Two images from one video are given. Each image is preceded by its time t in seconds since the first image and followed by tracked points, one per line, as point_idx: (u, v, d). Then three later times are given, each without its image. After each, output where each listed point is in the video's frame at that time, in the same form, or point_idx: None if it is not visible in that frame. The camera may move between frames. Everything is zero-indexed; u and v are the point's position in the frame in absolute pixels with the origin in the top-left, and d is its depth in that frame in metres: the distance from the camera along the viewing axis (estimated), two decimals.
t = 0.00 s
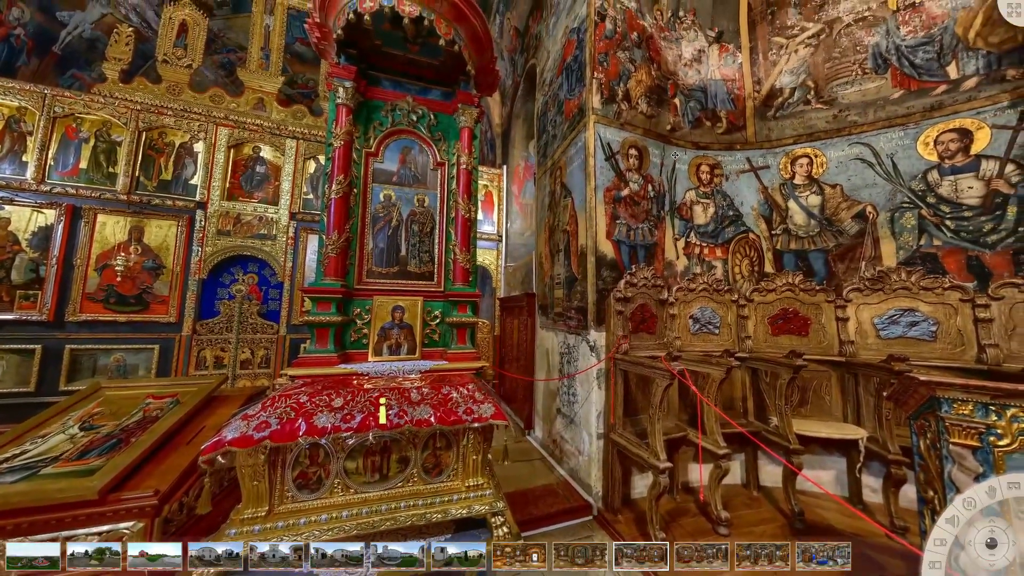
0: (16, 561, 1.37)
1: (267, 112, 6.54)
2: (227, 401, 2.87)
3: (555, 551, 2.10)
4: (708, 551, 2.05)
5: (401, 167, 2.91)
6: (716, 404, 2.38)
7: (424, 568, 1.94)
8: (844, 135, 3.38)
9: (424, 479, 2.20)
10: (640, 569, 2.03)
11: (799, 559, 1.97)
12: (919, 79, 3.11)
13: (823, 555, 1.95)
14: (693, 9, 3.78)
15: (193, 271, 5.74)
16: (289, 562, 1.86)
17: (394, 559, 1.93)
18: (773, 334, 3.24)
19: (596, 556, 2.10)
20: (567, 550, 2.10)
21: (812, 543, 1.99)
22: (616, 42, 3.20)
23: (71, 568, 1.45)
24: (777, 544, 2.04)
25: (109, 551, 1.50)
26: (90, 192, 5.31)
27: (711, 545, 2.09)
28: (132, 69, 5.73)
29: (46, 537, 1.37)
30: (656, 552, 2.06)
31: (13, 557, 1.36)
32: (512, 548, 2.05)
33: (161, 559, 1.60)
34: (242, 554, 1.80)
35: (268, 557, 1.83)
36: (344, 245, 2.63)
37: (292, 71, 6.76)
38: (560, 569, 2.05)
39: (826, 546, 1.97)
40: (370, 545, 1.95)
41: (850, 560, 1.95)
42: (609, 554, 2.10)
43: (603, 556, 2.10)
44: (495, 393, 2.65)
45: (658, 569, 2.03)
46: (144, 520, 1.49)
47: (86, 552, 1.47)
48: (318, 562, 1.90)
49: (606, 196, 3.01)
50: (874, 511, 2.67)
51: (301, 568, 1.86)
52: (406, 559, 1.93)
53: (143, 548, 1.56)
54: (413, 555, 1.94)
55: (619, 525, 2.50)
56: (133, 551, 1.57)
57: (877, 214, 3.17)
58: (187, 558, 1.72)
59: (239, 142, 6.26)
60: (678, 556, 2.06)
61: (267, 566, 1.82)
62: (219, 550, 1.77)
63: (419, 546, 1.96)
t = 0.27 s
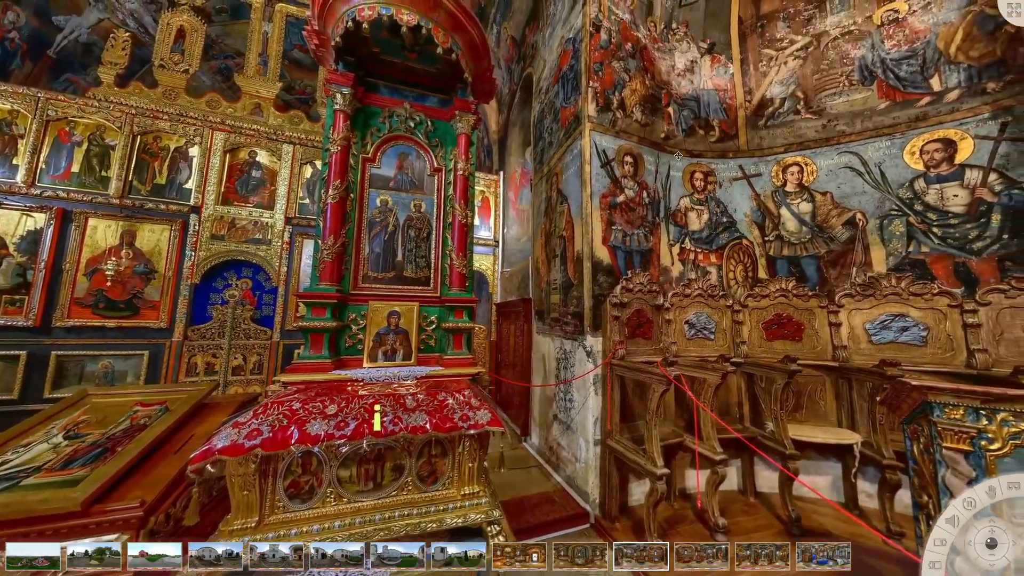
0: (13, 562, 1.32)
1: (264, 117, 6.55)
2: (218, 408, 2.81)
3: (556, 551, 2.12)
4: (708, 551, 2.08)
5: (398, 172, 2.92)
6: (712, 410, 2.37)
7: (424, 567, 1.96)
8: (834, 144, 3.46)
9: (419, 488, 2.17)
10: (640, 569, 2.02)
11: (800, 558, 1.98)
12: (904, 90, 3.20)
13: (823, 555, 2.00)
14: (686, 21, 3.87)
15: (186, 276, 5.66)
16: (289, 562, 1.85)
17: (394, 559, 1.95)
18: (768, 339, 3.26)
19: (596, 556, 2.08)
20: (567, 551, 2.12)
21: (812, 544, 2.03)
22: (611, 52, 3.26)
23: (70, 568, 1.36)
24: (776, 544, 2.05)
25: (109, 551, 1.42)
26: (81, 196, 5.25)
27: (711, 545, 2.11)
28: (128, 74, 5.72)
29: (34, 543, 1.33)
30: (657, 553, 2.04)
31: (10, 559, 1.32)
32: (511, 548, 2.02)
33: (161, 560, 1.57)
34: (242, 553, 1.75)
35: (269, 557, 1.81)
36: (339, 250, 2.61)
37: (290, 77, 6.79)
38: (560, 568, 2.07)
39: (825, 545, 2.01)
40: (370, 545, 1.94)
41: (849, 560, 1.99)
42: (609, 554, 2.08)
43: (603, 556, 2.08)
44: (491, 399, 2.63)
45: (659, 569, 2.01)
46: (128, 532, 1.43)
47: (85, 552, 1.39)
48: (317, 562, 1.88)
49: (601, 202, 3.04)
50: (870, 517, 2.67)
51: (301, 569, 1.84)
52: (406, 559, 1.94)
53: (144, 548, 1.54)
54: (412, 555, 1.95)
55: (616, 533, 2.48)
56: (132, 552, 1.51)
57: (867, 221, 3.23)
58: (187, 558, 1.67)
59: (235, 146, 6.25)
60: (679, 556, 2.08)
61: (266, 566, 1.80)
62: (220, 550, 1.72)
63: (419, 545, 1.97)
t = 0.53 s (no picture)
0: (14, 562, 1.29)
1: (248, 115, 6.39)
2: (194, 416, 2.69)
3: (556, 550, 2.19)
4: (708, 551, 2.16)
5: (386, 174, 2.89)
6: (697, 412, 2.42)
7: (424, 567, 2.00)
8: (810, 155, 3.62)
9: (406, 495, 2.12)
10: (641, 569, 2.11)
11: (800, 558, 2.10)
12: (873, 106, 3.39)
13: (823, 555, 2.10)
14: (671, 34, 4.00)
15: (161, 278, 5.43)
16: (289, 562, 1.88)
17: (394, 559, 1.97)
18: (750, 342, 3.36)
19: (596, 555, 2.17)
20: (567, 550, 2.19)
21: (812, 544, 2.13)
22: (599, 60, 3.34)
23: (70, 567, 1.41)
24: (778, 545, 2.18)
25: (109, 551, 1.45)
26: (48, 193, 4.99)
27: (712, 546, 2.19)
28: (102, 67, 5.48)
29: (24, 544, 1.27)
30: (657, 552, 2.16)
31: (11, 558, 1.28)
32: (512, 548, 2.10)
33: (162, 559, 1.64)
34: (242, 553, 1.79)
35: (269, 557, 1.83)
36: (325, 252, 2.56)
37: (275, 75, 6.65)
38: (560, 568, 2.13)
39: (825, 546, 2.11)
40: (370, 545, 1.96)
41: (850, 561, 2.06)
42: (609, 554, 2.18)
43: (603, 556, 2.17)
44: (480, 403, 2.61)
45: (658, 568, 2.11)
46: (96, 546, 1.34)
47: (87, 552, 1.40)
48: (318, 561, 1.91)
49: (590, 207, 3.08)
50: (847, 514, 2.77)
51: (303, 568, 1.88)
52: (406, 559, 1.98)
53: (144, 548, 1.60)
54: (413, 555, 1.98)
55: (604, 537, 2.48)
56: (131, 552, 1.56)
57: (841, 229, 3.39)
58: (187, 557, 1.72)
59: (216, 145, 6.07)
60: (679, 556, 2.17)
61: (266, 566, 1.82)
62: (220, 550, 1.77)
63: (419, 546, 2.01)
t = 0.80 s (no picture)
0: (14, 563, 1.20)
1: (225, 109, 6.15)
2: (161, 425, 2.54)
3: (556, 551, 2.15)
4: (708, 551, 2.09)
5: (371, 174, 2.84)
6: (679, 412, 2.48)
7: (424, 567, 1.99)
8: (783, 165, 3.80)
9: (389, 503, 2.07)
10: (641, 569, 2.09)
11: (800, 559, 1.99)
12: (840, 121, 3.60)
13: (823, 555, 2.00)
14: (654, 45, 4.12)
15: (126, 278, 5.11)
16: (289, 563, 1.84)
17: (394, 560, 1.96)
18: (729, 344, 3.48)
19: (597, 555, 2.13)
20: (567, 550, 2.14)
21: (812, 544, 2.02)
22: (586, 68, 3.40)
23: (70, 568, 1.39)
24: (778, 545, 2.12)
25: (110, 551, 1.49)
26: None
27: (711, 546, 2.12)
28: (64, 53, 5.14)
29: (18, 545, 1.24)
30: (657, 551, 2.16)
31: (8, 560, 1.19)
32: (511, 547, 2.07)
33: (162, 559, 1.62)
34: (242, 553, 1.77)
35: (269, 557, 1.81)
36: (306, 253, 2.48)
37: (255, 69, 6.44)
38: (560, 569, 2.08)
39: (824, 546, 2.00)
40: (370, 544, 1.95)
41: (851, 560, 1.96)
42: (609, 554, 2.15)
43: (603, 556, 2.14)
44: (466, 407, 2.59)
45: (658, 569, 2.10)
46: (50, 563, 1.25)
47: (84, 551, 1.39)
48: (318, 562, 1.88)
49: (576, 211, 3.13)
50: (819, 509, 2.90)
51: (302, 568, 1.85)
52: (406, 559, 1.96)
53: (144, 547, 1.62)
54: (413, 555, 1.98)
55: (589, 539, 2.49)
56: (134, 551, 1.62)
57: (812, 236, 3.57)
58: (187, 558, 1.67)
59: (190, 139, 5.81)
60: (679, 556, 2.10)
61: (266, 567, 1.80)
62: (220, 550, 1.73)
63: (419, 546, 2.00)
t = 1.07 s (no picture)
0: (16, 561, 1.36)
1: (200, 103, 5.91)
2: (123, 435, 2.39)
3: (556, 551, 2.14)
4: (708, 551, 2.07)
5: (355, 173, 2.78)
6: (662, 414, 2.53)
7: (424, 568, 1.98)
8: (759, 174, 3.98)
9: (370, 511, 2.01)
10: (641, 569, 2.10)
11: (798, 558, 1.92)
12: (810, 134, 3.81)
13: (823, 555, 1.86)
14: (639, 55, 4.24)
15: (87, 278, 4.77)
16: (289, 563, 1.82)
17: (394, 559, 1.95)
18: (709, 346, 3.59)
19: (597, 555, 2.11)
20: (567, 550, 2.12)
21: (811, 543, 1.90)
22: (572, 75, 3.46)
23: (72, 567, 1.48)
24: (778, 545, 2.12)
25: (109, 550, 1.54)
26: None
27: (712, 545, 2.11)
28: (20, 36, 4.74)
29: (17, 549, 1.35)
30: (656, 550, 2.17)
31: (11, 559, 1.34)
32: (511, 547, 2.08)
33: (163, 559, 1.59)
34: (243, 553, 1.75)
35: (269, 557, 1.79)
36: (286, 253, 2.40)
37: (233, 62, 6.21)
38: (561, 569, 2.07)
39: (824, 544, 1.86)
40: (371, 544, 1.94)
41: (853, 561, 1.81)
42: (609, 554, 2.12)
43: (603, 556, 2.11)
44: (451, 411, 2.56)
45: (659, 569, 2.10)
46: None
47: (85, 551, 1.50)
48: (318, 562, 1.87)
49: (563, 215, 3.17)
50: (792, 504, 3.02)
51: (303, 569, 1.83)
52: (406, 559, 1.96)
53: (144, 548, 1.57)
54: (413, 555, 1.97)
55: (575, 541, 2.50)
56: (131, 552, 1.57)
57: (785, 243, 3.74)
58: (187, 557, 1.65)
59: (161, 133, 5.53)
60: (679, 556, 2.06)
61: (266, 567, 1.78)
62: (221, 550, 1.72)
63: (420, 546, 2.00)
